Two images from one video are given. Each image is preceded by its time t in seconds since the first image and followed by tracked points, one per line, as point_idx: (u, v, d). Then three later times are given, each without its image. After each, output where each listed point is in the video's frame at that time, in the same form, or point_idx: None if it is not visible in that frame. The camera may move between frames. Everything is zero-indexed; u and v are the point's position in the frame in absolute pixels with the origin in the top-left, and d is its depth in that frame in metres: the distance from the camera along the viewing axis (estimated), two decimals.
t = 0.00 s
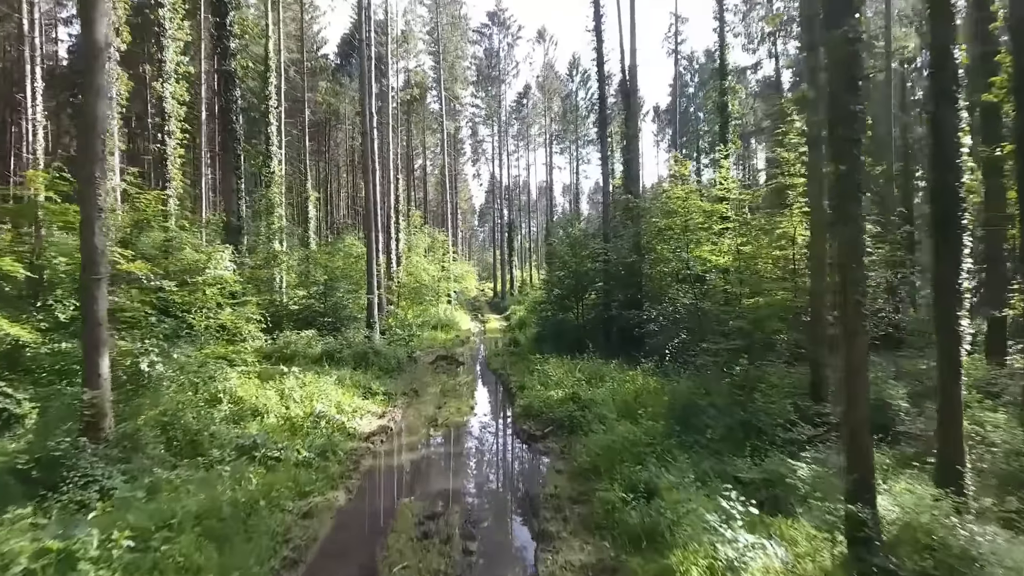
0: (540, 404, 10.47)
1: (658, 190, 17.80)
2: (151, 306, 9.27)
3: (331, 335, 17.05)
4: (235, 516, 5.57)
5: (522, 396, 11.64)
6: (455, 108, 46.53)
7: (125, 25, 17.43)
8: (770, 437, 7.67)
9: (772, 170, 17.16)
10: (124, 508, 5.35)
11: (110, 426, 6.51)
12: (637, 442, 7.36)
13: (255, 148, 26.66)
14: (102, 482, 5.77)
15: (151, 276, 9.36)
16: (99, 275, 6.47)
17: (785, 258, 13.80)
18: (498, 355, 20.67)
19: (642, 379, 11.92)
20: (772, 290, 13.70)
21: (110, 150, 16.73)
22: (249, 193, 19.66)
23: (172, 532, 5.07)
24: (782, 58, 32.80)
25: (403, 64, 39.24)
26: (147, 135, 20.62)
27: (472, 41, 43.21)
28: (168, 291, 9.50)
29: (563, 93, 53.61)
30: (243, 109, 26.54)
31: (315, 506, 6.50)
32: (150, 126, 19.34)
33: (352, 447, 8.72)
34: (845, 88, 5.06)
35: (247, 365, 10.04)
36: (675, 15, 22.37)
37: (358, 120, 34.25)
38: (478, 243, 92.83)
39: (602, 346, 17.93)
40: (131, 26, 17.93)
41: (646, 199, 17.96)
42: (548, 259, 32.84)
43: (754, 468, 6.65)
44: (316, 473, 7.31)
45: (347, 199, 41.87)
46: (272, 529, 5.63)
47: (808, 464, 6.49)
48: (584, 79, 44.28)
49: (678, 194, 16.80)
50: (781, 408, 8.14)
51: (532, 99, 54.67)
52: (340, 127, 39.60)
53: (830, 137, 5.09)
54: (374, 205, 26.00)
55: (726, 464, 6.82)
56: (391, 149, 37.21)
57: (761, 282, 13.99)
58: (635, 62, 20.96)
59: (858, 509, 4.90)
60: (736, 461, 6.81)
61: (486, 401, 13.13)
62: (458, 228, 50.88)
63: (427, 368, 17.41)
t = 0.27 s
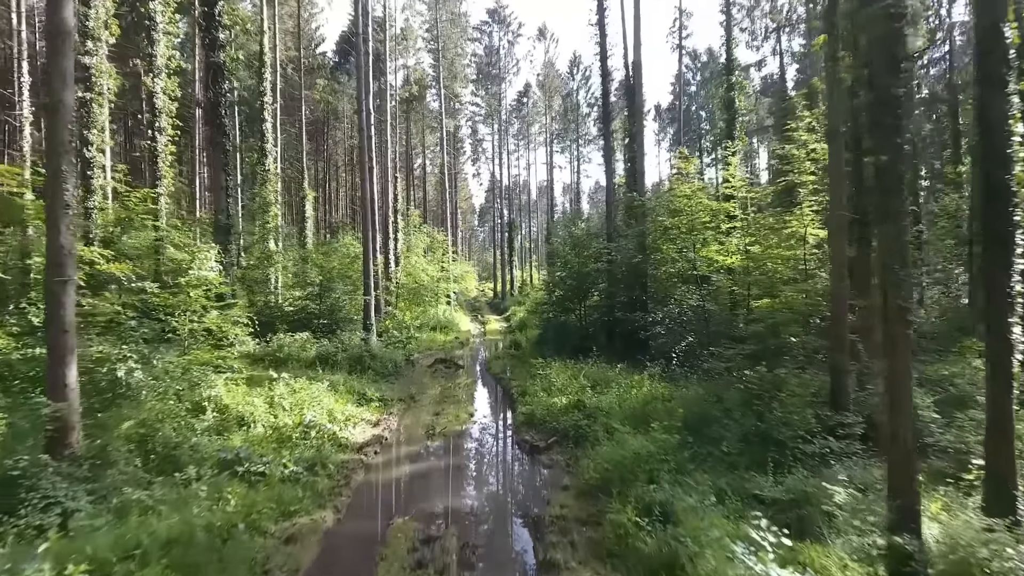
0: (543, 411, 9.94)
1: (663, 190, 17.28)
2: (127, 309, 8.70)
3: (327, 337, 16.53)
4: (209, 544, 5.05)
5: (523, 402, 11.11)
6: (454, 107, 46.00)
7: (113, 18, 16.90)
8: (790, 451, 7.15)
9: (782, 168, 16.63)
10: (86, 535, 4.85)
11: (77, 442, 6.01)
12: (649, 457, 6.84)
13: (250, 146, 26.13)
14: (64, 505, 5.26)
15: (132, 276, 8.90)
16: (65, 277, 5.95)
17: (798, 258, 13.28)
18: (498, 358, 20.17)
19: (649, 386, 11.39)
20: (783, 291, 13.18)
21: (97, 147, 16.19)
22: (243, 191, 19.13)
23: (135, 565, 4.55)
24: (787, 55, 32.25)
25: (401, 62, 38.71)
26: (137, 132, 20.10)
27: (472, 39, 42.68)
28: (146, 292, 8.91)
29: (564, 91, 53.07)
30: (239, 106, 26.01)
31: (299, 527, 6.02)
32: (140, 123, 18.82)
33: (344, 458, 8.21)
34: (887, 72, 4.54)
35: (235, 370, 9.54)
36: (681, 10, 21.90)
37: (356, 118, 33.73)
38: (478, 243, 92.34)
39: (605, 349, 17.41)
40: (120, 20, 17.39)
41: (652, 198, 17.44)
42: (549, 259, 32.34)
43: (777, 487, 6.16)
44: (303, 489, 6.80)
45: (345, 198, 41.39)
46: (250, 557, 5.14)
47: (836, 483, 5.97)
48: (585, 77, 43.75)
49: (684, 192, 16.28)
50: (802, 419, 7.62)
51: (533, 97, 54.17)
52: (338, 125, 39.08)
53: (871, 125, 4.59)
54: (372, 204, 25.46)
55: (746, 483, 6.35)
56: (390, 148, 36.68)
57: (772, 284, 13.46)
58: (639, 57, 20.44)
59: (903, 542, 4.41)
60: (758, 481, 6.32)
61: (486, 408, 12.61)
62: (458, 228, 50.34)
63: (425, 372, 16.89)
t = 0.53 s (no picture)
0: (547, 421, 9.32)
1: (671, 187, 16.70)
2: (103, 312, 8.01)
3: (321, 340, 15.92)
4: None
5: (526, 411, 10.48)
6: (454, 105, 45.42)
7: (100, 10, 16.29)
8: (819, 469, 6.54)
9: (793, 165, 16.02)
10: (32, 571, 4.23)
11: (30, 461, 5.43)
12: (666, 477, 6.24)
13: (245, 143, 25.52)
14: (11, 533, 4.58)
15: (108, 277, 8.19)
16: (18, 278, 5.34)
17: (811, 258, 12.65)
18: (499, 360, 19.62)
19: (659, 393, 10.77)
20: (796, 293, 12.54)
21: (82, 142, 15.57)
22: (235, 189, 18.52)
23: None
24: (792, 52, 31.67)
25: (400, 59, 38.12)
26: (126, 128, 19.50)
27: (472, 36, 42.10)
28: (123, 294, 8.24)
29: (564, 90, 52.51)
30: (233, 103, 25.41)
31: (279, 558, 5.42)
32: (128, 118, 18.21)
33: (332, 473, 7.62)
34: (950, 45, 3.97)
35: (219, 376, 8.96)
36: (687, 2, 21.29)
37: (353, 116, 33.15)
38: (478, 243, 91.78)
39: (609, 352, 16.80)
40: (107, 11, 16.78)
41: (658, 196, 16.85)
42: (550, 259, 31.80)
43: (809, 510, 5.59)
44: (287, 512, 6.21)
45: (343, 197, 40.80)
46: None
47: (877, 508, 5.35)
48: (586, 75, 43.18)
49: (693, 189, 15.66)
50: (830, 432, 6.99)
51: (533, 96, 53.57)
52: (335, 123, 38.48)
53: (931, 106, 4.00)
54: (369, 203, 24.86)
55: (773, 506, 5.78)
56: (388, 146, 36.08)
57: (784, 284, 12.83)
58: (645, 50, 19.82)
59: None
60: (787, 504, 5.75)
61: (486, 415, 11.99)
62: (457, 227, 49.78)
63: (423, 376, 16.26)
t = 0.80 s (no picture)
0: (553, 431, 8.68)
1: (677, 185, 16.11)
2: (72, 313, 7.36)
3: (314, 343, 15.32)
4: None
5: (529, 420, 9.86)
6: (454, 103, 44.85)
7: None
8: (854, 489, 5.91)
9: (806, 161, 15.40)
10: None
11: None
12: (688, 502, 5.66)
13: (240, 140, 24.94)
14: None
15: (79, 277, 7.53)
16: None
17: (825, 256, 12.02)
18: (499, 363, 19.06)
19: (669, 401, 10.15)
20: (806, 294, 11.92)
21: (66, 137, 14.96)
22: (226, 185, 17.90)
23: None
24: (797, 48, 31.08)
25: (399, 56, 37.54)
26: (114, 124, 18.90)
27: (472, 33, 41.52)
28: (94, 295, 7.57)
29: (566, 88, 51.90)
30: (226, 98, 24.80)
31: None
32: (116, 112, 17.59)
33: (318, 490, 7.03)
34: None
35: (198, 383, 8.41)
36: None
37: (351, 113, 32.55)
38: (478, 242, 91.24)
39: (614, 356, 16.16)
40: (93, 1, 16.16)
41: (664, 193, 16.26)
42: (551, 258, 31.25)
43: (848, 538, 5.00)
44: (265, 539, 5.61)
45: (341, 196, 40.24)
46: None
47: (929, 538, 4.71)
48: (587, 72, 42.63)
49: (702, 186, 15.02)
50: (863, 446, 6.37)
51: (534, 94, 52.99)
52: (333, 120, 37.89)
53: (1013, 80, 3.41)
54: (366, 201, 24.25)
55: (808, 533, 5.19)
56: (387, 144, 35.46)
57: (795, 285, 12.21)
58: (650, 43, 19.21)
59: None
60: (822, 531, 5.17)
61: (486, 423, 11.37)
62: (457, 226, 49.24)
63: (420, 380, 15.65)
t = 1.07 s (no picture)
0: (557, 441, 8.15)
1: (684, 182, 15.60)
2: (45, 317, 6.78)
3: (310, 345, 14.84)
4: None
5: (532, 427, 9.33)
6: (453, 101, 44.34)
7: None
8: (889, 509, 5.37)
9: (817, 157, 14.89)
10: None
11: None
12: (714, 525, 5.14)
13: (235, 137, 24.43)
14: None
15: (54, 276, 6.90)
16: None
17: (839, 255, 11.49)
18: (499, 365, 18.57)
19: (679, 408, 9.64)
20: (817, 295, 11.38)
21: (50, 131, 14.43)
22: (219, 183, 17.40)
23: None
24: (803, 44, 30.59)
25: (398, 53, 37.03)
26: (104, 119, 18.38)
27: (472, 30, 41.01)
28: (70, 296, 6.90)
29: (567, 86, 51.41)
30: (221, 95, 24.28)
31: None
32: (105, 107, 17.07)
33: (305, 507, 6.54)
34: None
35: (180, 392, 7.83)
36: None
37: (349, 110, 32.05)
38: (477, 242, 90.79)
39: (618, 359, 15.63)
40: None
41: (670, 191, 15.75)
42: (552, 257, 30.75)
43: (892, 566, 4.48)
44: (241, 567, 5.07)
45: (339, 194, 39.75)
46: None
47: (983, 569, 4.19)
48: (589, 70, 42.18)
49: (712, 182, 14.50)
50: (898, 460, 5.85)
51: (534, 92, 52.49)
52: (331, 118, 37.39)
53: None
54: (364, 200, 23.74)
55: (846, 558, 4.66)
56: (385, 142, 34.97)
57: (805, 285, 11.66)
58: (655, 36, 18.68)
59: None
60: (862, 555, 4.65)
61: (486, 429, 10.83)
62: (457, 226, 48.76)
63: (419, 384, 15.13)
